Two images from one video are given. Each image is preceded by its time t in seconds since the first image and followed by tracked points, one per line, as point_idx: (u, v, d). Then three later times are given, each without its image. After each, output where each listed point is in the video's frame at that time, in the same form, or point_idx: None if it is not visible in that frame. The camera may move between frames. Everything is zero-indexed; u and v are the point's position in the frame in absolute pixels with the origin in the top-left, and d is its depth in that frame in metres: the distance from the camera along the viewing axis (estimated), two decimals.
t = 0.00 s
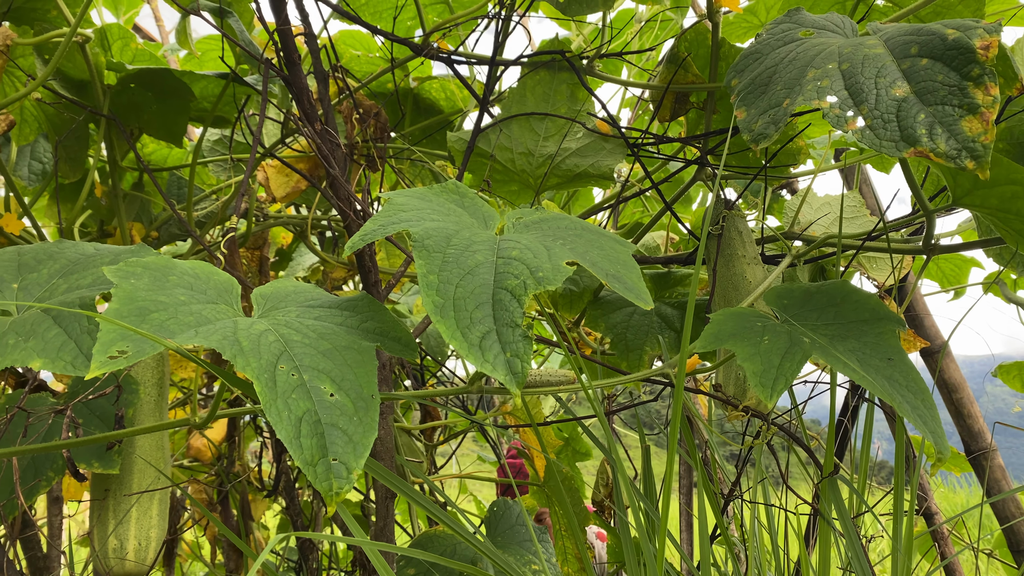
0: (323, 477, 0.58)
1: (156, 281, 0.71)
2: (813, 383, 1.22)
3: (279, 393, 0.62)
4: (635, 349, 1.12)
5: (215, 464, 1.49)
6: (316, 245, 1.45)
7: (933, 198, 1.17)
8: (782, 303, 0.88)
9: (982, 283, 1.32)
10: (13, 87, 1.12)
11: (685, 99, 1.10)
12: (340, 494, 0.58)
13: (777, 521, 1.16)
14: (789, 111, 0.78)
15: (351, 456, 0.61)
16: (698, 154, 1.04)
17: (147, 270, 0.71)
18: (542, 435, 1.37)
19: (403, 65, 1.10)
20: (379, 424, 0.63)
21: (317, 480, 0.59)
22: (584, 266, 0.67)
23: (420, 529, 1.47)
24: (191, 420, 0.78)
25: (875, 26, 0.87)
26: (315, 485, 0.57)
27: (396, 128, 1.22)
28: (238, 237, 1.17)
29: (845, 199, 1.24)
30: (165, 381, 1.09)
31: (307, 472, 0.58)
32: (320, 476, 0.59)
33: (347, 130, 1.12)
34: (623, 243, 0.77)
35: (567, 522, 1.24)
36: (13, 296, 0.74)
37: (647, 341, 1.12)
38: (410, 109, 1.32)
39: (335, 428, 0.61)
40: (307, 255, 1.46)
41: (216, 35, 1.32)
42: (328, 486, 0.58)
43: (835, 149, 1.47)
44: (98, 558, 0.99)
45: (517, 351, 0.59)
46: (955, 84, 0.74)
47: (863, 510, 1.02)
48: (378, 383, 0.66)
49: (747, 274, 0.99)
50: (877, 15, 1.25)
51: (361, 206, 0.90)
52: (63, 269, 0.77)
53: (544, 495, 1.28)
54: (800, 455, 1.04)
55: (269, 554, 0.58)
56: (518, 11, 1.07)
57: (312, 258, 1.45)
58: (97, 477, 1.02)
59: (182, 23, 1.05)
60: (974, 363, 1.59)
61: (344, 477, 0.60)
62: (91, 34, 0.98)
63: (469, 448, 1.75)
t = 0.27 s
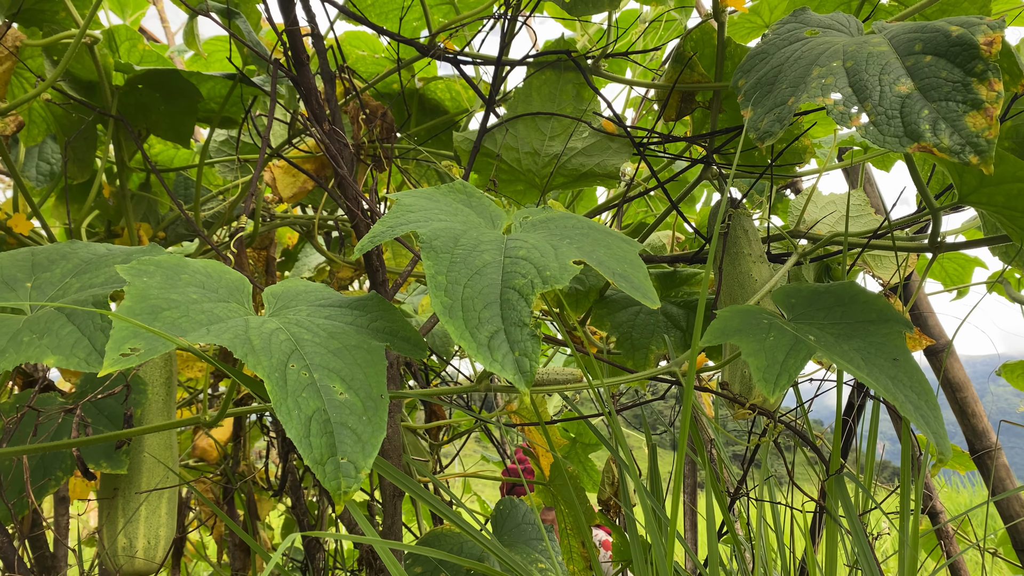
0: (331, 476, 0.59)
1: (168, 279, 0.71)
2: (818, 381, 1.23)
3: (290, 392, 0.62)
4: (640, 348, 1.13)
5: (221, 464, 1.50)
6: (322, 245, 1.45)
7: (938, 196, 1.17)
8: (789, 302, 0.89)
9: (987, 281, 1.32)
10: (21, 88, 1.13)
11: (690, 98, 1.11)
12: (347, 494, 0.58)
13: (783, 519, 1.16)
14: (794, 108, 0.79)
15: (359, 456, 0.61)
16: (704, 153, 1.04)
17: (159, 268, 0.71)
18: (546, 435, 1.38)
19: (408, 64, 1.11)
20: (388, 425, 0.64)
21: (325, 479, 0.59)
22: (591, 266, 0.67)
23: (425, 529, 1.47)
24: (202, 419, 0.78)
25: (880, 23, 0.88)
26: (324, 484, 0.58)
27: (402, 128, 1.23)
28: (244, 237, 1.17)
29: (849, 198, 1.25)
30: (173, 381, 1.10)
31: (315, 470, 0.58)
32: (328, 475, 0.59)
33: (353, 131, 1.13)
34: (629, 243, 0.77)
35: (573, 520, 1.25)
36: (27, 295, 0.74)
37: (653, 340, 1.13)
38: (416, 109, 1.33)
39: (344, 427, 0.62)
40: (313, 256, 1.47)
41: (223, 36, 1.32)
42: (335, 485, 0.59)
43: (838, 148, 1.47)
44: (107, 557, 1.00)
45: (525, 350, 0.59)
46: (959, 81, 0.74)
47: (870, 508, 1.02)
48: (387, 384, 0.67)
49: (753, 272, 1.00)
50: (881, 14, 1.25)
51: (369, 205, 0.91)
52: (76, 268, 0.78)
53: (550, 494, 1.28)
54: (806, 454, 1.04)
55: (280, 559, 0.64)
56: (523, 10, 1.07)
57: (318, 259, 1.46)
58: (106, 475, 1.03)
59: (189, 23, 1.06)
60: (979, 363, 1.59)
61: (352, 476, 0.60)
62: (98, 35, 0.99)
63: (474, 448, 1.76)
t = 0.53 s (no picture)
0: (349, 471, 0.59)
1: (181, 278, 0.71)
2: (826, 379, 1.24)
3: (304, 389, 0.63)
4: (648, 346, 1.13)
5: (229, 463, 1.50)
6: (330, 245, 1.46)
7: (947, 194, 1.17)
8: (799, 300, 0.89)
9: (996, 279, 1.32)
10: (31, 88, 1.14)
11: (700, 96, 1.11)
12: (364, 489, 0.58)
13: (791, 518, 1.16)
14: (805, 106, 0.79)
15: (376, 451, 0.61)
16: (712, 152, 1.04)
17: (172, 267, 0.72)
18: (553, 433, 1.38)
19: (417, 63, 1.11)
20: (403, 419, 0.64)
21: (342, 475, 0.59)
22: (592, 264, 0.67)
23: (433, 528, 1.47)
24: (213, 416, 0.78)
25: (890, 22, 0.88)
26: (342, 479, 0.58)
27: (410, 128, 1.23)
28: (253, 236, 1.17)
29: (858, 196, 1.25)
30: (183, 380, 1.10)
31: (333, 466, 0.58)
32: (345, 471, 0.59)
33: (361, 130, 1.13)
34: (638, 242, 0.77)
35: (581, 519, 1.25)
36: (40, 294, 0.74)
37: (662, 339, 1.13)
38: (423, 109, 1.33)
39: (359, 423, 0.62)
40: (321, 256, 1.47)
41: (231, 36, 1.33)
42: (353, 480, 0.59)
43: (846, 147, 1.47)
44: (118, 555, 1.00)
45: (522, 349, 0.59)
46: (973, 79, 0.74)
47: (877, 506, 1.02)
48: (400, 379, 0.67)
49: (762, 271, 1.00)
50: (890, 12, 1.25)
51: (378, 204, 0.91)
52: (89, 267, 0.78)
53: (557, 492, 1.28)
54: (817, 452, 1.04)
55: (292, 560, 0.60)
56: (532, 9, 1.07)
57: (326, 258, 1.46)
58: (116, 474, 1.03)
59: (199, 24, 1.06)
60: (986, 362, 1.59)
61: (369, 471, 0.61)
62: (109, 35, 0.99)
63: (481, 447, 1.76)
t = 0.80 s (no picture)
0: (364, 465, 0.59)
1: (199, 273, 0.72)
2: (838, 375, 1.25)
3: (321, 382, 0.63)
4: (660, 343, 1.13)
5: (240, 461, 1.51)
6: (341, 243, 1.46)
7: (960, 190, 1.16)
8: (812, 295, 0.89)
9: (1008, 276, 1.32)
10: (46, 87, 1.14)
11: (712, 92, 1.11)
12: (380, 483, 0.58)
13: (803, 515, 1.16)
14: (820, 100, 0.79)
15: (391, 445, 0.61)
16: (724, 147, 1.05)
17: (190, 263, 0.72)
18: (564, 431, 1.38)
19: (427, 62, 1.10)
20: (419, 413, 0.64)
21: (358, 468, 0.59)
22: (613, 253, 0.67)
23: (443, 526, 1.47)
24: (229, 411, 0.78)
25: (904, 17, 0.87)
26: (357, 471, 0.58)
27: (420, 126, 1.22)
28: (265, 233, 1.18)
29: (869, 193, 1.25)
30: (196, 377, 1.10)
31: (349, 459, 0.59)
32: (360, 464, 0.59)
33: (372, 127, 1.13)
34: (653, 236, 0.77)
35: (592, 516, 1.25)
36: (58, 290, 0.75)
37: (673, 335, 1.13)
38: (434, 107, 1.34)
39: (375, 417, 0.62)
40: (332, 254, 1.48)
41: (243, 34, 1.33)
42: (368, 473, 0.59)
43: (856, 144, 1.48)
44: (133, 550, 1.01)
45: (545, 333, 0.58)
46: (989, 73, 0.74)
47: (890, 502, 1.02)
48: (416, 373, 0.67)
49: (775, 267, 1.00)
50: (902, 8, 1.25)
51: (391, 201, 0.91)
52: (106, 263, 0.79)
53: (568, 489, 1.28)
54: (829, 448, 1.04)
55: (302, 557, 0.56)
56: (544, 6, 1.07)
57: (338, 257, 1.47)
58: (130, 470, 1.04)
59: (213, 22, 1.07)
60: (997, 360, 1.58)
61: (384, 465, 0.61)
62: (124, 33, 1.00)
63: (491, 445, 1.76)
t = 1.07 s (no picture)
0: (382, 457, 0.59)
1: (216, 267, 0.72)
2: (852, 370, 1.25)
3: (338, 375, 0.63)
4: (672, 338, 1.13)
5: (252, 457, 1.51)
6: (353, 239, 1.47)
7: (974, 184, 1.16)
8: (826, 289, 0.88)
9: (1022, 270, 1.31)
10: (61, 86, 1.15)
11: (724, 86, 1.11)
12: (397, 474, 0.58)
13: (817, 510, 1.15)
14: (832, 93, 0.78)
15: (407, 437, 0.61)
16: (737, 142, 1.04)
17: (206, 257, 0.72)
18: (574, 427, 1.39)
19: (439, 58, 1.10)
20: (435, 406, 0.64)
21: (375, 460, 0.59)
22: (633, 251, 0.67)
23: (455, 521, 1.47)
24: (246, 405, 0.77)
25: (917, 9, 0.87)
26: (374, 463, 0.58)
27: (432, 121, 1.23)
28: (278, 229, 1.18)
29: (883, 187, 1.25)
30: (210, 372, 1.11)
31: (366, 451, 0.59)
32: (378, 456, 0.59)
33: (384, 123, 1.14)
34: (668, 230, 0.77)
35: (604, 511, 1.25)
36: (77, 284, 0.76)
37: (686, 330, 1.13)
38: (446, 102, 1.35)
39: (392, 410, 0.62)
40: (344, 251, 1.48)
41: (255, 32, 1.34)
42: (385, 466, 0.59)
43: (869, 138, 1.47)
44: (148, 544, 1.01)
45: (573, 335, 0.59)
46: (1002, 64, 0.74)
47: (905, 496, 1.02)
48: (432, 367, 0.67)
49: (788, 261, 1.00)
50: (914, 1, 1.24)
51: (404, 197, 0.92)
52: (124, 257, 0.79)
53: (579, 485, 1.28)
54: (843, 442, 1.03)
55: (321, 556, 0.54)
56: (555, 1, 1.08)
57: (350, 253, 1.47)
58: (146, 464, 1.05)
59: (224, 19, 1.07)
60: (1012, 356, 1.57)
61: (401, 458, 0.61)
62: (137, 31, 1.01)
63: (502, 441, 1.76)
